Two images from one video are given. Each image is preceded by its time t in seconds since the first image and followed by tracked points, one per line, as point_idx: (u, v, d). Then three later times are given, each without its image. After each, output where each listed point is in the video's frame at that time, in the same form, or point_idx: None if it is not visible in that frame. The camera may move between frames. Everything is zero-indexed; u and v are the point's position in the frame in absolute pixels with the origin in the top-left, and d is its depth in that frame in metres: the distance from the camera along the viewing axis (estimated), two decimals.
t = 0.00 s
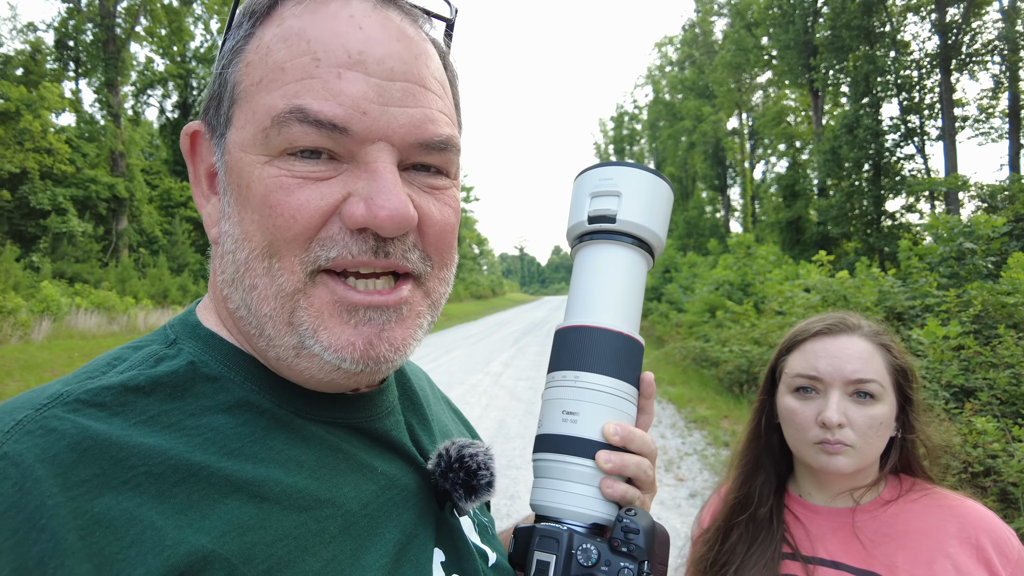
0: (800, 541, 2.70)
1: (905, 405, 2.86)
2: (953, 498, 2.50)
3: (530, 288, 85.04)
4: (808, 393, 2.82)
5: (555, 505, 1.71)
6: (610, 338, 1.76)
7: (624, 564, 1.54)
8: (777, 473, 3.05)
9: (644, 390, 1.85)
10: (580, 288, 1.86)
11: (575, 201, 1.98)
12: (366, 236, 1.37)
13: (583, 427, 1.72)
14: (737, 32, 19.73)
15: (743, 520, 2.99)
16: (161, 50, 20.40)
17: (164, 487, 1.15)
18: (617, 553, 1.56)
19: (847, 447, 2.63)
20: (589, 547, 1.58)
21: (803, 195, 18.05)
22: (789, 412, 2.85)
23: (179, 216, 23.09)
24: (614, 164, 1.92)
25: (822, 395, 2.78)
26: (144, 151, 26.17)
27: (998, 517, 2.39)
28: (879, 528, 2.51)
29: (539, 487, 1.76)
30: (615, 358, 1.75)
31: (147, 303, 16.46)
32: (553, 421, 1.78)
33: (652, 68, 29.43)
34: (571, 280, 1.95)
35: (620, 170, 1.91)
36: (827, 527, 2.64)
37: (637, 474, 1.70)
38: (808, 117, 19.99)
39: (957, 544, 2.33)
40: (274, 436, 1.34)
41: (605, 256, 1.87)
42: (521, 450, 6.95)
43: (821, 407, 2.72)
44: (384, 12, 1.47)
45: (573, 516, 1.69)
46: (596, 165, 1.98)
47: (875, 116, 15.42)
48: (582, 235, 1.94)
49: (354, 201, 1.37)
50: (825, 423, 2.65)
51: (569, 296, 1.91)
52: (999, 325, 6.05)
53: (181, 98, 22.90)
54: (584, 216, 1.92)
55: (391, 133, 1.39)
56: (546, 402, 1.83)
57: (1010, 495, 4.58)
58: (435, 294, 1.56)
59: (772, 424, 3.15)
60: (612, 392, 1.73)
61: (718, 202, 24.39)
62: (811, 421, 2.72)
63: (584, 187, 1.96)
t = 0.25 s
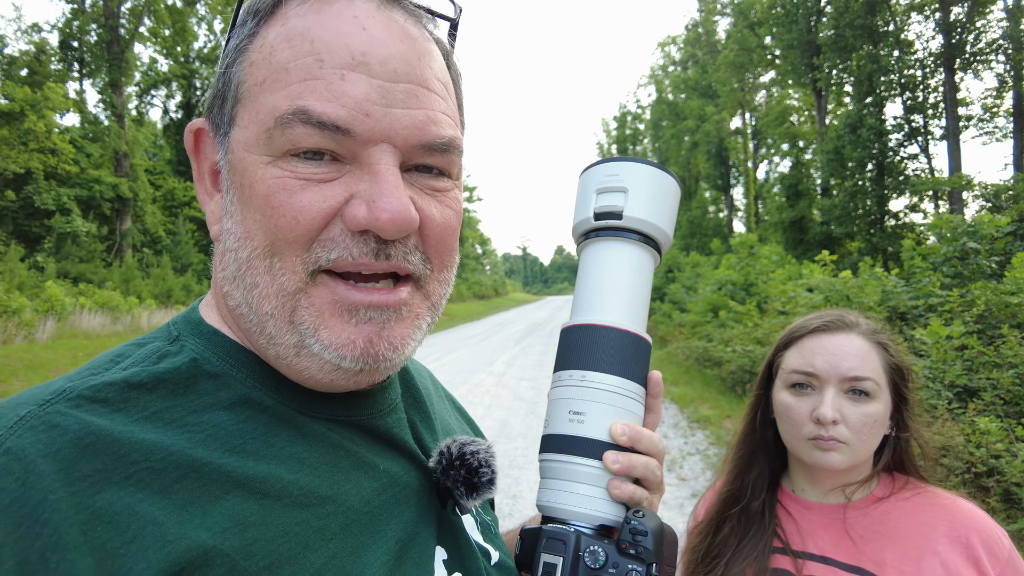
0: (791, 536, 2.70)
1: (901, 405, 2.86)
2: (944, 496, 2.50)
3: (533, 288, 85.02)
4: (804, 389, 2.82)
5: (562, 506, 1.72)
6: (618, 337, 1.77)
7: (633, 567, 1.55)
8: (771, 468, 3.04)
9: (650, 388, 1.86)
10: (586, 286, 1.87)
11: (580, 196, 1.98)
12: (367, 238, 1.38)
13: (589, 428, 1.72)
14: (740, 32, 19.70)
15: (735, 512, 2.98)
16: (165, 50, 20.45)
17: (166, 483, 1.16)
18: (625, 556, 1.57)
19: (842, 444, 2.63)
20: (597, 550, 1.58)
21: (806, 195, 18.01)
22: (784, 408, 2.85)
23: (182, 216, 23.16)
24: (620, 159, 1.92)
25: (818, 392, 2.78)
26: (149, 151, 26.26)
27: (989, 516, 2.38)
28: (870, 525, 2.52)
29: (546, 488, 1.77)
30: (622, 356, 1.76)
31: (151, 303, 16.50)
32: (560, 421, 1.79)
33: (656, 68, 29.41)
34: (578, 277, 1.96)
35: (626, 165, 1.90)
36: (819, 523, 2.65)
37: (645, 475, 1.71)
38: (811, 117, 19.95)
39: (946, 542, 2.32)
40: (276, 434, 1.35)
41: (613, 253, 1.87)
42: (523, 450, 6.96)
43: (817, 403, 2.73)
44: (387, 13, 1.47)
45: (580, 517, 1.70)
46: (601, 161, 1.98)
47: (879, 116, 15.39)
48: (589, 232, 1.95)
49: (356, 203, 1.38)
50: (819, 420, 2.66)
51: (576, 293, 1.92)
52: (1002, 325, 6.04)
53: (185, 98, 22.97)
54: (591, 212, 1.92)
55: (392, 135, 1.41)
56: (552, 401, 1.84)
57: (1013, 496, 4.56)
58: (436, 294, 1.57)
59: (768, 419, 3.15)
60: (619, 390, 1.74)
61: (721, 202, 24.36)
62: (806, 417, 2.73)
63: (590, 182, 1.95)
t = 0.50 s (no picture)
0: (787, 533, 2.71)
1: (899, 407, 2.86)
2: (941, 498, 2.50)
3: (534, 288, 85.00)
4: (804, 390, 2.82)
5: (571, 505, 1.72)
6: (623, 336, 1.78)
7: (644, 563, 1.55)
8: (769, 466, 3.05)
9: (657, 387, 1.87)
10: (590, 287, 1.88)
11: (583, 199, 1.99)
12: (377, 241, 1.39)
13: (597, 428, 1.73)
14: (741, 32, 19.70)
15: (734, 509, 2.99)
16: (166, 50, 20.47)
17: (181, 484, 1.16)
18: (636, 553, 1.57)
19: (841, 445, 2.63)
20: (607, 547, 1.59)
21: (807, 194, 18.00)
22: (784, 409, 2.85)
23: (184, 216, 23.21)
24: (622, 161, 1.93)
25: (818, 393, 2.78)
26: (150, 151, 26.31)
27: (984, 518, 2.39)
28: (865, 525, 2.52)
29: (555, 489, 1.77)
30: (628, 356, 1.77)
31: (153, 303, 16.50)
32: (567, 421, 1.79)
33: (657, 68, 29.41)
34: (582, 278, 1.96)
35: (627, 167, 1.92)
36: (815, 521, 2.65)
37: (653, 472, 1.72)
38: (813, 117, 19.94)
39: (941, 542, 2.33)
40: (289, 434, 1.36)
41: (616, 254, 1.88)
42: (525, 450, 6.97)
43: (816, 405, 2.73)
44: (394, 19, 1.48)
45: (589, 516, 1.71)
46: (603, 163, 1.99)
47: (880, 116, 15.38)
48: (592, 233, 1.95)
49: (365, 206, 1.39)
50: (818, 421, 2.66)
51: (580, 295, 1.92)
52: (1004, 325, 6.03)
53: (187, 98, 23.03)
54: (594, 214, 1.92)
55: (401, 140, 1.41)
56: (559, 402, 1.85)
57: (1015, 496, 4.56)
58: (444, 295, 1.58)
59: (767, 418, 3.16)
60: (624, 390, 1.75)
61: (722, 202, 24.34)
62: (805, 417, 2.73)
63: (593, 184, 1.96)
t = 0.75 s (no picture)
0: (779, 533, 2.72)
1: (892, 407, 2.88)
2: (931, 498, 2.52)
3: (534, 288, 84.98)
4: (798, 390, 2.83)
5: (572, 505, 1.73)
6: (627, 336, 1.79)
7: (645, 564, 1.57)
8: (762, 465, 3.06)
9: (659, 388, 1.88)
10: (593, 286, 1.89)
11: (588, 198, 2.00)
12: (376, 241, 1.40)
13: (599, 427, 1.74)
14: (741, 32, 19.72)
15: (726, 509, 3.00)
16: (166, 50, 20.46)
17: (178, 480, 1.17)
18: (637, 553, 1.59)
19: (834, 445, 2.65)
20: (608, 547, 1.60)
21: (807, 195, 18.01)
22: (777, 409, 2.87)
23: (183, 216, 23.20)
24: (628, 161, 1.94)
25: (811, 393, 2.79)
26: (150, 151, 26.30)
27: (973, 517, 2.41)
28: (857, 525, 2.54)
29: (556, 487, 1.78)
30: (631, 356, 1.78)
31: (152, 303, 16.49)
32: (569, 420, 1.80)
33: (657, 68, 29.43)
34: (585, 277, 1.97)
35: (632, 166, 1.92)
36: (807, 521, 2.66)
37: (654, 473, 1.73)
38: (812, 117, 19.97)
39: (931, 542, 2.35)
40: (286, 432, 1.37)
41: (621, 253, 1.88)
42: (525, 450, 6.99)
43: (810, 405, 2.75)
44: (395, 19, 1.49)
45: (590, 516, 1.72)
46: (608, 163, 2.00)
47: (879, 116, 15.42)
48: (596, 233, 1.96)
49: (364, 206, 1.40)
50: (811, 421, 2.68)
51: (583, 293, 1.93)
52: (1002, 325, 6.04)
53: (186, 98, 23.03)
54: (599, 213, 1.93)
55: (400, 140, 1.42)
56: (561, 400, 1.86)
57: (1012, 496, 4.58)
58: (441, 295, 1.59)
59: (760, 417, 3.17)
60: (628, 389, 1.76)
61: (722, 202, 24.34)
62: (799, 417, 2.75)
63: (598, 183, 1.97)
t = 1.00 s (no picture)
0: (774, 538, 2.71)
1: (885, 409, 2.88)
2: (925, 501, 2.52)
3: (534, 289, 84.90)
4: (791, 393, 2.83)
5: (572, 490, 1.72)
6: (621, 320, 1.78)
7: (652, 546, 1.59)
8: (756, 469, 3.05)
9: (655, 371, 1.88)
10: (584, 274, 1.88)
11: (574, 188, 1.99)
12: (374, 245, 1.39)
13: (598, 411, 1.73)
14: (740, 32, 19.71)
15: (720, 513, 2.98)
16: (165, 50, 20.44)
17: (167, 480, 1.17)
18: (643, 534, 1.61)
19: (827, 448, 2.65)
20: (613, 532, 1.62)
21: (806, 194, 17.99)
22: (770, 411, 2.86)
23: (183, 216, 23.19)
24: (612, 149, 1.94)
25: (804, 396, 2.79)
26: (149, 151, 26.27)
27: (968, 520, 2.41)
28: (851, 529, 2.53)
29: (556, 474, 1.77)
30: (626, 340, 1.77)
31: (151, 302, 16.49)
32: (566, 405, 1.79)
33: (656, 68, 29.42)
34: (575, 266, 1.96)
35: (618, 154, 1.92)
36: (801, 525, 2.66)
37: (655, 457, 1.74)
38: (812, 117, 19.97)
39: (925, 546, 2.36)
40: (279, 434, 1.36)
41: (611, 239, 1.88)
42: (524, 450, 6.99)
43: (803, 408, 2.74)
44: (397, 20, 1.48)
45: (592, 501, 1.71)
46: (593, 153, 1.99)
47: (879, 116, 15.42)
48: (584, 222, 1.95)
49: (362, 211, 1.39)
50: (805, 424, 2.68)
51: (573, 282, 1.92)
52: (1001, 325, 6.04)
53: (185, 98, 23.01)
54: (586, 203, 1.93)
55: (400, 144, 1.42)
56: (556, 387, 1.84)
57: (1011, 495, 4.58)
58: (438, 300, 1.58)
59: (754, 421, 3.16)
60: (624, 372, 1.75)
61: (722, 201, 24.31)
62: (792, 420, 2.74)
63: (584, 173, 1.96)
